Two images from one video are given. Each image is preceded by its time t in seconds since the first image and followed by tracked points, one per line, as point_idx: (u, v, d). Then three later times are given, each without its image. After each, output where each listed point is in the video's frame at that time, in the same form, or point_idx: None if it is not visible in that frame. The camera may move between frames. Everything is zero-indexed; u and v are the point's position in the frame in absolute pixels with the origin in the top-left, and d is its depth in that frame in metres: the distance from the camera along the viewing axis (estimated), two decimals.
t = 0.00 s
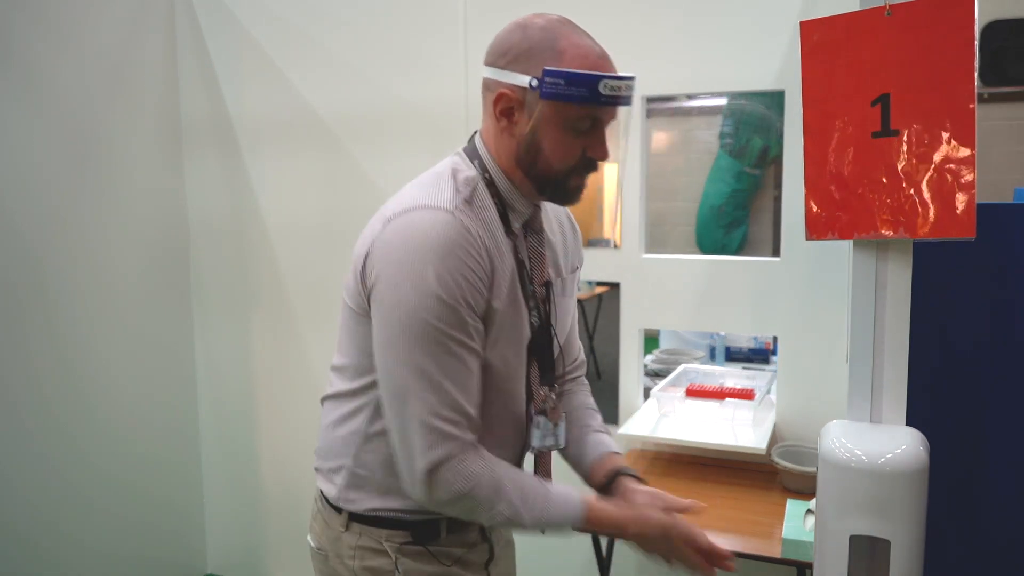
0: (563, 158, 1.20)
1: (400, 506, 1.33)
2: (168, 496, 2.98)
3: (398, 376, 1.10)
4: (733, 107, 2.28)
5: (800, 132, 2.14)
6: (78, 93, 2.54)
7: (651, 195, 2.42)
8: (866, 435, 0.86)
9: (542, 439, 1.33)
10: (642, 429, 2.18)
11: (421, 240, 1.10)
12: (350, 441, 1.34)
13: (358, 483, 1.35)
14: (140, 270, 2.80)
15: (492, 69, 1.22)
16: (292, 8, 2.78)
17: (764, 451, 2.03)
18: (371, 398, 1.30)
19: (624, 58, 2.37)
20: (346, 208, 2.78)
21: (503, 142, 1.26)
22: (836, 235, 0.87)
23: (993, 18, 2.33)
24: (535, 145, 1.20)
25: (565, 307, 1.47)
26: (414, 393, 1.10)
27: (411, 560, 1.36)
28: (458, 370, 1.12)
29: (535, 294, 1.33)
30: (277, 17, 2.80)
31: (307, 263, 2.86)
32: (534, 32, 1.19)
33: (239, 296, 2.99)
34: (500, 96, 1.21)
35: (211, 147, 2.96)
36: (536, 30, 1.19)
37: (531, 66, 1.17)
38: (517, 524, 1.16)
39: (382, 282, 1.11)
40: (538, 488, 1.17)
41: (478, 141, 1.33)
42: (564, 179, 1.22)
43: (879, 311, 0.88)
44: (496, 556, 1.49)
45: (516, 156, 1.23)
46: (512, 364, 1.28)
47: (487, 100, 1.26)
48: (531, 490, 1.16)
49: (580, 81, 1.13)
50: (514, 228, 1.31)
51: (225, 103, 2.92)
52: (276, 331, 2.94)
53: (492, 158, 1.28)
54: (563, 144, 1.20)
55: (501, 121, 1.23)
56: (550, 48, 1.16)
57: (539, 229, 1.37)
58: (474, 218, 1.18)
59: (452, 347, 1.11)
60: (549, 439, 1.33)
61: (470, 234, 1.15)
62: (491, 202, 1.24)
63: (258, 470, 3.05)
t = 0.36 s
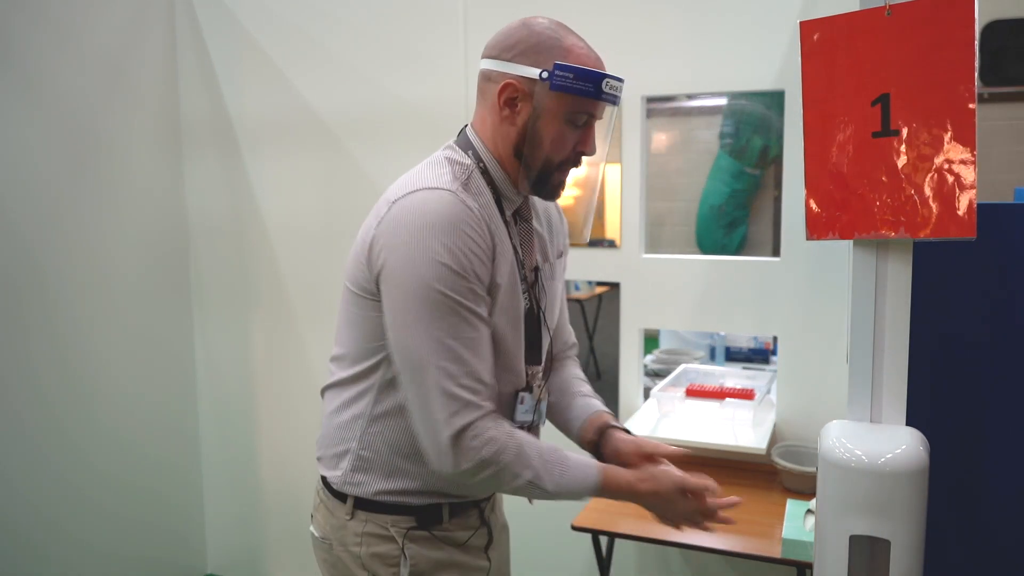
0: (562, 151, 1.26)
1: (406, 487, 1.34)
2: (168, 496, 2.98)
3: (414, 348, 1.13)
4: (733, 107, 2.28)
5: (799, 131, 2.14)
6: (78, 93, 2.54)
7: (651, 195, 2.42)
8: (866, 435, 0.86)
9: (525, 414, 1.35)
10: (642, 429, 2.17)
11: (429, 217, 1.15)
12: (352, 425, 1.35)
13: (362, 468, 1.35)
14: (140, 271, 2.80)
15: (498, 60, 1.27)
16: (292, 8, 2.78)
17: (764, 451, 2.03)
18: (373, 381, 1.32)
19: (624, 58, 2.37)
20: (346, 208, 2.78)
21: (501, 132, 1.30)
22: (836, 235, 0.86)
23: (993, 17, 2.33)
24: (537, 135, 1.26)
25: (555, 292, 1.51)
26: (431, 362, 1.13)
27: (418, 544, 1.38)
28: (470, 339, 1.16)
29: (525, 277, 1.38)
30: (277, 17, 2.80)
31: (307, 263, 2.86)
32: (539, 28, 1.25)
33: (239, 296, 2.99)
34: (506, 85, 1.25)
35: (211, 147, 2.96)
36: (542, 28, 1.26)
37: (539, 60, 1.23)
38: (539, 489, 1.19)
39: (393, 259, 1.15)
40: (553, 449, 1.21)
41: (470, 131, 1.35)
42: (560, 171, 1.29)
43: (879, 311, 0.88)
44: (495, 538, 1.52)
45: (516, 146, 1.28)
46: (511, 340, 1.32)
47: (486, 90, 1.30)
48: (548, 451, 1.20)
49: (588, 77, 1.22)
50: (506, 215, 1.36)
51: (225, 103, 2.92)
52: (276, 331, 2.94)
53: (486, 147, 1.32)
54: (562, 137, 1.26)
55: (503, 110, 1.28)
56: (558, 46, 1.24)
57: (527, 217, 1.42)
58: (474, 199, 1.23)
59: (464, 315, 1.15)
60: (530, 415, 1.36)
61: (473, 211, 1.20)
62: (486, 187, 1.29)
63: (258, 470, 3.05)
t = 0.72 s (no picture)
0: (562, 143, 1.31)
1: (419, 476, 1.35)
2: (168, 496, 2.98)
3: (436, 337, 1.14)
4: (733, 107, 2.28)
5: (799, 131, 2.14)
6: (78, 94, 2.54)
7: (651, 195, 2.42)
8: (866, 435, 0.86)
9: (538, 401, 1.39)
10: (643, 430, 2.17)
11: (446, 209, 1.16)
12: (363, 418, 1.35)
13: (373, 460, 1.36)
14: (140, 271, 2.80)
15: (495, 59, 1.30)
16: (292, 8, 2.78)
17: (763, 451, 2.03)
18: (386, 373, 1.32)
19: (624, 58, 2.37)
20: (346, 208, 2.78)
21: (500, 128, 1.33)
22: (836, 235, 0.86)
23: (993, 17, 2.32)
24: (538, 129, 1.30)
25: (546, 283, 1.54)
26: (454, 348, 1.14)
27: (426, 535, 1.40)
28: (493, 326, 1.18)
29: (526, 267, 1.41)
30: (277, 17, 2.80)
31: (307, 263, 2.86)
32: (533, 29, 1.29)
33: (239, 296, 2.99)
34: (507, 83, 1.28)
35: (211, 147, 2.96)
36: (536, 28, 1.30)
37: (538, 58, 1.27)
38: (560, 464, 1.21)
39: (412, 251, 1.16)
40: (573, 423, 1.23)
41: (466, 128, 1.37)
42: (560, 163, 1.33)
43: (879, 312, 0.88)
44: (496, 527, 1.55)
45: (517, 141, 1.32)
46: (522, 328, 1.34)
47: (484, 88, 1.33)
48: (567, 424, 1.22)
49: (584, 74, 1.27)
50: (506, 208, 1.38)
51: (225, 103, 2.92)
52: (276, 331, 2.94)
53: (485, 143, 1.35)
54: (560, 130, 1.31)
55: (503, 107, 1.30)
56: (554, 44, 1.28)
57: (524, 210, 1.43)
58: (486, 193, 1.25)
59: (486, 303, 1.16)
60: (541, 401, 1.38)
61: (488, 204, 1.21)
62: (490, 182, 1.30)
63: (258, 470, 3.05)
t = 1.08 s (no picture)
0: (558, 138, 1.32)
1: (424, 469, 1.35)
2: (168, 496, 2.98)
3: (433, 323, 1.15)
4: (733, 107, 2.28)
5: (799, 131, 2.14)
6: (78, 94, 2.54)
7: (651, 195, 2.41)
8: (866, 435, 0.86)
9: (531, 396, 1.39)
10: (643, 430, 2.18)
11: (441, 198, 1.17)
12: (365, 412, 1.35)
13: (376, 453, 1.35)
14: (140, 270, 2.80)
15: (490, 58, 1.30)
16: (292, 8, 2.78)
17: (763, 451, 2.04)
18: (387, 367, 1.33)
19: (624, 58, 2.37)
20: (346, 208, 2.78)
21: (497, 125, 1.33)
22: (836, 235, 0.86)
23: (994, 17, 2.32)
24: (534, 124, 1.30)
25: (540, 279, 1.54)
26: (457, 331, 1.14)
27: (430, 530, 1.40)
28: (492, 313, 1.18)
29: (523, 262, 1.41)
30: (277, 17, 2.80)
31: (307, 263, 2.86)
32: (527, 28, 1.30)
33: (239, 296, 2.99)
34: (502, 81, 1.29)
35: (211, 147, 2.96)
36: (529, 26, 1.30)
37: (532, 56, 1.28)
38: (574, 447, 1.19)
39: (410, 241, 1.18)
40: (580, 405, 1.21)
41: (462, 126, 1.37)
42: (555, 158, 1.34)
43: (878, 312, 0.88)
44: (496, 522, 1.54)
45: (513, 137, 1.33)
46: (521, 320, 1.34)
47: (479, 87, 1.33)
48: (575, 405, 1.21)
49: (578, 69, 1.28)
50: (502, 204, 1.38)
51: (225, 102, 2.92)
52: (276, 331, 2.94)
53: (481, 140, 1.34)
54: (556, 125, 1.32)
55: (499, 104, 1.31)
56: (547, 42, 1.29)
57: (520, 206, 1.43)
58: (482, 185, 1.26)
59: (484, 288, 1.17)
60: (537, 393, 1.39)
61: (482, 193, 1.23)
62: (485, 177, 1.31)
63: (258, 470, 3.05)
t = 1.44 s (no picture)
0: (556, 137, 1.32)
1: (424, 468, 1.35)
2: (168, 496, 2.97)
3: (429, 326, 1.15)
4: (733, 107, 2.28)
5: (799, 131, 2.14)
6: (78, 94, 2.54)
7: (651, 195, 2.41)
8: (866, 435, 0.86)
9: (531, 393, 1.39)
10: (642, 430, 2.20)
11: (438, 200, 1.17)
12: (367, 412, 1.35)
13: (377, 453, 1.36)
14: (141, 270, 2.80)
15: (486, 57, 1.31)
16: (292, 8, 2.78)
17: (763, 451, 2.04)
18: (387, 366, 1.33)
19: (624, 58, 2.37)
20: (346, 208, 2.78)
21: (494, 124, 1.33)
22: (837, 235, 0.86)
23: (994, 17, 2.32)
24: (530, 123, 1.30)
25: (541, 278, 1.54)
26: (451, 335, 1.15)
27: (432, 529, 1.40)
28: (489, 315, 1.19)
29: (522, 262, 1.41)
30: (277, 17, 2.80)
31: (307, 263, 2.86)
32: (521, 26, 1.30)
33: (239, 296, 2.99)
34: (497, 80, 1.29)
35: (211, 147, 2.96)
36: (524, 24, 1.30)
37: (526, 54, 1.28)
38: (561, 445, 1.21)
39: (408, 243, 1.18)
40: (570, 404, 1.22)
41: (462, 127, 1.37)
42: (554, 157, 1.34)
43: (879, 310, 0.88)
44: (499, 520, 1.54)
45: (511, 136, 1.33)
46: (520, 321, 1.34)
47: (476, 86, 1.34)
48: (563, 404, 1.21)
49: (572, 66, 1.28)
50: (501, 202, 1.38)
51: (225, 102, 2.92)
52: (276, 331, 2.94)
53: (479, 140, 1.35)
54: (553, 122, 1.31)
55: (495, 103, 1.31)
56: (542, 39, 1.29)
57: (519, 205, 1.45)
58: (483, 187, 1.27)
59: (482, 290, 1.17)
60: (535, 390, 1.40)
61: (482, 195, 1.23)
62: (484, 177, 1.31)
63: (258, 470, 3.05)
